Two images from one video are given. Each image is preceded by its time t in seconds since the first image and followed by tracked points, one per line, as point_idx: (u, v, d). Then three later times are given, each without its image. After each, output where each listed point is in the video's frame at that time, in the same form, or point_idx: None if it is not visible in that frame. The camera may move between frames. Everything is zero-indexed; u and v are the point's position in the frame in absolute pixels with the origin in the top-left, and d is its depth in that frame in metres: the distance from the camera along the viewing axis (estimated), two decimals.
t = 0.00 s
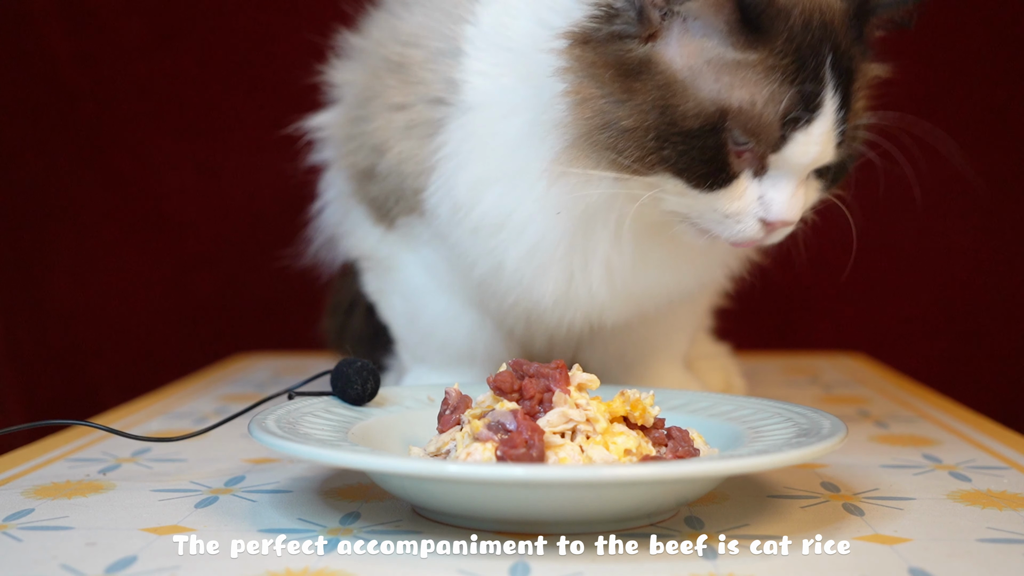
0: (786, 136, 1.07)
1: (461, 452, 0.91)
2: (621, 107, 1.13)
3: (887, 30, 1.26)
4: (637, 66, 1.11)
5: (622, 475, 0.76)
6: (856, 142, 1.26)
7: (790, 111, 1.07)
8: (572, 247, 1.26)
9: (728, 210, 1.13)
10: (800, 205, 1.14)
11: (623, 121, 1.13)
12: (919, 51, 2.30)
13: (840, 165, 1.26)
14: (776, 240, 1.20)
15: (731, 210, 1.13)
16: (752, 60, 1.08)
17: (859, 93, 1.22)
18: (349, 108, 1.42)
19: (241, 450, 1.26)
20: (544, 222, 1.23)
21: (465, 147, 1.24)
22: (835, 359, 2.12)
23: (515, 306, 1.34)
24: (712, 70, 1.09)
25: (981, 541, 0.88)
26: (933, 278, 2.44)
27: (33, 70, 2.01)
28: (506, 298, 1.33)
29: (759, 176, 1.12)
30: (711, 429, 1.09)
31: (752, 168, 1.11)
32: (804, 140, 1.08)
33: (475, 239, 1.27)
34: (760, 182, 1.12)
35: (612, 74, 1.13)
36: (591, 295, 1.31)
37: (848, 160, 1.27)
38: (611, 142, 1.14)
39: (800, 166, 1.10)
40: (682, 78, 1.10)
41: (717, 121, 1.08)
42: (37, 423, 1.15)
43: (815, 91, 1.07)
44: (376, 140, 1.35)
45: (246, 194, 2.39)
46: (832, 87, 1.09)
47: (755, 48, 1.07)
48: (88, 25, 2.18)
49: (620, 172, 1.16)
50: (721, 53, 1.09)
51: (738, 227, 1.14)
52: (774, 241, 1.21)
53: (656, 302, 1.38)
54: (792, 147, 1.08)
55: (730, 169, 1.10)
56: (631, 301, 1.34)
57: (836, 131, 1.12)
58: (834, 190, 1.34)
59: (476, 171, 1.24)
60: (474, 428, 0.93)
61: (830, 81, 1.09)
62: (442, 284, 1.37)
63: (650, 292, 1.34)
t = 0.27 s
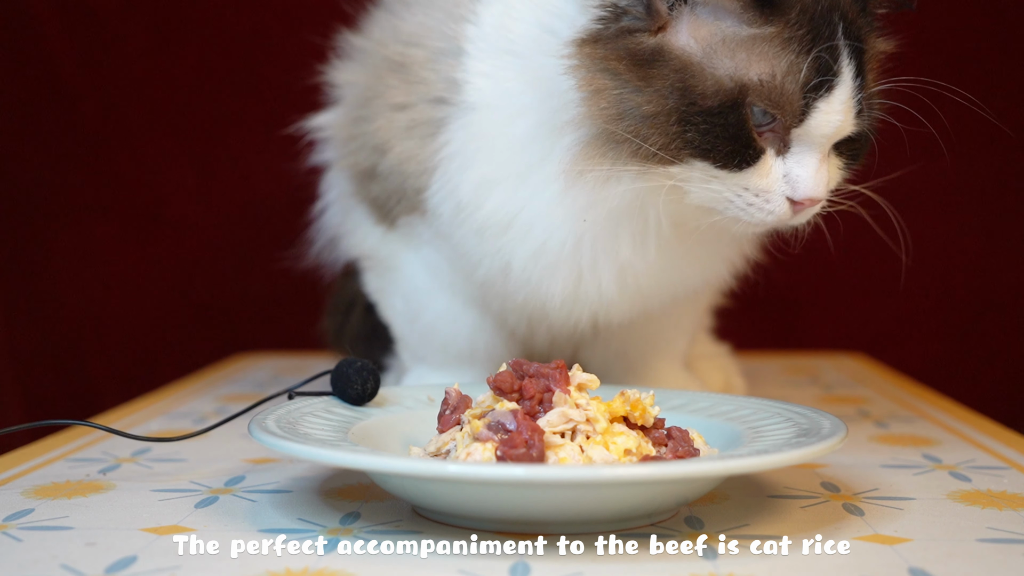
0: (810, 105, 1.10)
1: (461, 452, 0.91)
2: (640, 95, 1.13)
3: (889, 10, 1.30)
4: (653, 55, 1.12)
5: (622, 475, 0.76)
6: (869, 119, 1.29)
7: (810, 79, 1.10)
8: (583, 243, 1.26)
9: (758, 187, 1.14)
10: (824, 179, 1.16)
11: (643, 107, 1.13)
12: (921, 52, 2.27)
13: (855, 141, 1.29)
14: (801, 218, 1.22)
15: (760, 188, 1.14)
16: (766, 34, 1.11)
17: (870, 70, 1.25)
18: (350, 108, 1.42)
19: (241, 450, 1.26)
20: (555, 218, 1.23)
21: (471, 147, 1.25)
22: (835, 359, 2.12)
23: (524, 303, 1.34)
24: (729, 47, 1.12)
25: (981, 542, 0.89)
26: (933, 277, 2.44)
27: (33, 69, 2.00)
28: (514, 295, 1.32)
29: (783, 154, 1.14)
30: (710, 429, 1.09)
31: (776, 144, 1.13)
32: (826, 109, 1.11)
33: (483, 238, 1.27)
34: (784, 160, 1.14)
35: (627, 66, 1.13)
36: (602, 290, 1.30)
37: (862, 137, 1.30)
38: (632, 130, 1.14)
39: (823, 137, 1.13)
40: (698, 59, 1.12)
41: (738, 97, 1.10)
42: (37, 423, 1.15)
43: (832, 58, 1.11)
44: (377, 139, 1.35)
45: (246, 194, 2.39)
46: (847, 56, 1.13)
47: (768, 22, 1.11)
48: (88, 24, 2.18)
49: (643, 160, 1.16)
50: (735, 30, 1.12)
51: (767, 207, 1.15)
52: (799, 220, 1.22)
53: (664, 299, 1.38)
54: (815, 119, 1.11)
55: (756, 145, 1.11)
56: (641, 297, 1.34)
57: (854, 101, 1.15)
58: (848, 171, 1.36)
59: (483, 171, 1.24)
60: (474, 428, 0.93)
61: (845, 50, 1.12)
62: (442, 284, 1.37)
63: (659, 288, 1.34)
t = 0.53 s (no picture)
0: (809, 80, 1.10)
1: (461, 452, 0.91)
2: (637, 79, 1.14)
3: None
4: (649, 38, 1.13)
5: (622, 475, 0.76)
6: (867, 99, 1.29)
7: (809, 54, 1.10)
8: (585, 232, 1.26)
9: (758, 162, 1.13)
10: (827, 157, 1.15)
11: (640, 92, 1.14)
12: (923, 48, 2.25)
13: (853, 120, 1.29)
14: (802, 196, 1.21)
15: (761, 162, 1.13)
16: (765, 10, 1.11)
17: (868, 50, 1.26)
18: (350, 107, 1.42)
19: (242, 450, 1.26)
20: (556, 207, 1.23)
21: (470, 141, 1.25)
22: (835, 359, 2.12)
23: (527, 299, 1.33)
24: (726, 24, 1.12)
25: (981, 541, 0.88)
26: (934, 276, 2.44)
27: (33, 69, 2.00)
28: (517, 292, 1.32)
29: (786, 129, 1.13)
30: (711, 429, 1.09)
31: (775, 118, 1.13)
32: (826, 85, 1.11)
33: (483, 233, 1.27)
34: (787, 136, 1.13)
35: (624, 50, 1.14)
36: (606, 281, 1.30)
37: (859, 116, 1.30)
38: (631, 117, 1.15)
39: (823, 113, 1.12)
40: (695, 39, 1.12)
41: (736, 74, 1.10)
42: (37, 423, 1.15)
43: (831, 35, 1.11)
44: (377, 138, 1.35)
45: (246, 193, 2.39)
46: (846, 32, 1.12)
47: None
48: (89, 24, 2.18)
49: (646, 143, 1.17)
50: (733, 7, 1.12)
51: (768, 181, 1.14)
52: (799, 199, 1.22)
53: (666, 295, 1.37)
54: (814, 93, 1.10)
55: (757, 119, 1.11)
56: (644, 289, 1.34)
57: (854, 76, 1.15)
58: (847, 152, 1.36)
59: (482, 164, 1.24)
60: (474, 428, 0.92)
61: (843, 26, 1.12)
62: (442, 282, 1.37)
63: (662, 280, 1.34)
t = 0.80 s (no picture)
0: (809, 80, 1.11)
1: (461, 452, 0.91)
2: (637, 74, 1.14)
3: None
4: (649, 36, 1.13)
5: (622, 475, 0.76)
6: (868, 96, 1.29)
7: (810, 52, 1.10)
8: (585, 231, 1.25)
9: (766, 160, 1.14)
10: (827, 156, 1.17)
11: (641, 87, 1.14)
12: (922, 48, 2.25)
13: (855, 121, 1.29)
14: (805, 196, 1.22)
15: (766, 163, 1.14)
16: (766, 8, 1.11)
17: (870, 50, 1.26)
18: (351, 107, 1.42)
19: (242, 450, 1.26)
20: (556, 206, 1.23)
21: (471, 140, 1.25)
22: (835, 359, 2.12)
23: (527, 298, 1.33)
24: (726, 22, 1.12)
25: (981, 542, 0.88)
26: (934, 277, 2.44)
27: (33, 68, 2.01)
28: (517, 291, 1.32)
29: (786, 129, 1.14)
30: (711, 429, 1.09)
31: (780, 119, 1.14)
32: (826, 84, 1.12)
33: (483, 232, 1.27)
34: (788, 136, 1.14)
35: (624, 47, 1.14)
36: (605, 281, 1.30)
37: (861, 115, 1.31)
38: (632, 108, 1.15)
39: (824, 112, 1.13)
40: (696, 36, 1.12)
41: (737, 71, 1.11)
42: (37, 423, 1.15)
43: (832, 33, 1.11)
44: (378, 137, 1.35)
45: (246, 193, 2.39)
46: (847, 32, 1.13)
47: None
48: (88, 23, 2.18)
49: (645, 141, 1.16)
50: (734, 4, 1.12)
51: (774, 183, 1.15)
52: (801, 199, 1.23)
53: (666, 295, 1.37)
54: (815, 94, 1.11)
55: (757, 117, 1.11)
56: (644, 289, 1.33)
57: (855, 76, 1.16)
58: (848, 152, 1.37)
59: (483, 162, 1.24)
60: (474, 428, 0.93)
61: (845, 25, 1.13)
62: (443, 282, 1.37)
63: (662, 280, 1.33)
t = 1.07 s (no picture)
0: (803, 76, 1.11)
1: (461, 452, 0.91)
2: (633, 66, 1.13)
3: None
4: (645, 27, 1.12)
5: (622, 475, 0.76)
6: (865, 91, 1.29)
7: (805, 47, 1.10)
8: (583, 226, 1.25)
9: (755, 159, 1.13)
10: (823, 151, 1.16)
11: (637, 78, 1.13)
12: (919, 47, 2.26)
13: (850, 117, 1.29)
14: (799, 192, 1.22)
15: (756, 161, 1.14)
16: (763, 3, 1.12)
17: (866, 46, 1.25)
18: (350, 107, 1.42)
19: (242, 450, 1.26)
20: (556, 200, 1.23)
21: (470, 135, 1.25)
22: (835, 359, 2.12)
23: (526, 296, 1.32)
24: (723, 15, 1.12)
25: (981, 541, 0.88)
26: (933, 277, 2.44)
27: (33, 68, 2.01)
28: (515, 288, 1.31)
29: (781, 123, 1.14)
30: (711, 429, 1.09)
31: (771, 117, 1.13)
32: (822, 79, 1.11)
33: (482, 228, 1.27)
34: (783, 129, 1.14)
35: (620, 38, 1.13)
36: (604, 277, 1.30)
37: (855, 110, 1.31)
38: (628, 99, 1.14)
39: (819, 107, 1.13)
40: (692, 29, 1.12)
41: (732, 64, 1.10)
42: (37, 424, 1.14)
43: (828, 32, 1.11)
44: (377, 137, 1.35)
45: (246, 193, 2.39)
46: (842, 28, 1.13)
47: None
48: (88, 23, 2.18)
49: (640, 132, 1.16)
50: None
51: (764, 178, 1.15)
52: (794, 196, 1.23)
53: (665, 293, 1.37)
54: (811, 88, 1.11)
55: (751, 111, 1.11)
56: (643, 287, 1.33)
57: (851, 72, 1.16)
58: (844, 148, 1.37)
59: (482, 158, 1.24)
60: (474, 428, 0.93)
61: (841, 22, 1.13)
62: (443, 281, 1.36)
63: (661, 276, 1.33)
